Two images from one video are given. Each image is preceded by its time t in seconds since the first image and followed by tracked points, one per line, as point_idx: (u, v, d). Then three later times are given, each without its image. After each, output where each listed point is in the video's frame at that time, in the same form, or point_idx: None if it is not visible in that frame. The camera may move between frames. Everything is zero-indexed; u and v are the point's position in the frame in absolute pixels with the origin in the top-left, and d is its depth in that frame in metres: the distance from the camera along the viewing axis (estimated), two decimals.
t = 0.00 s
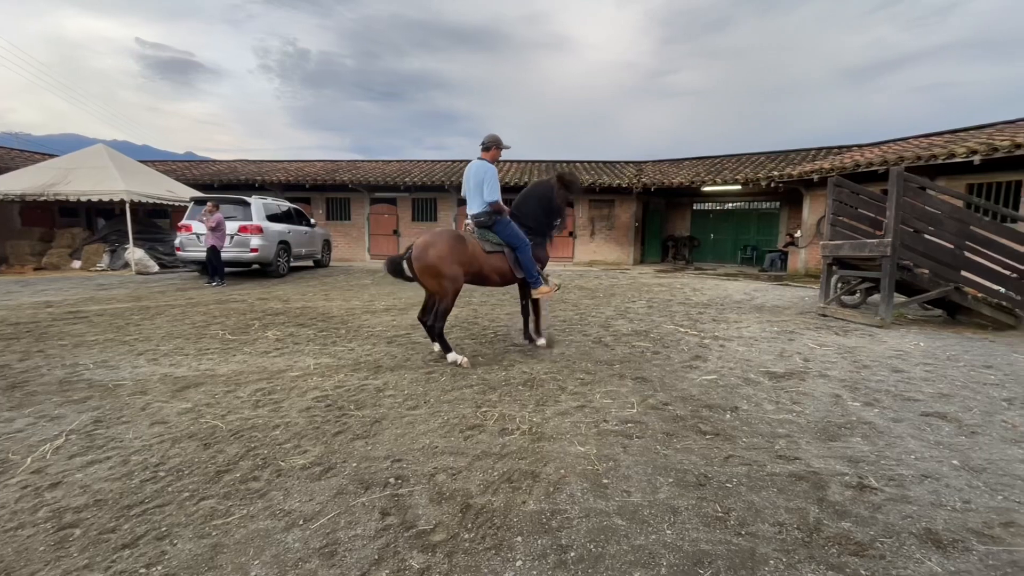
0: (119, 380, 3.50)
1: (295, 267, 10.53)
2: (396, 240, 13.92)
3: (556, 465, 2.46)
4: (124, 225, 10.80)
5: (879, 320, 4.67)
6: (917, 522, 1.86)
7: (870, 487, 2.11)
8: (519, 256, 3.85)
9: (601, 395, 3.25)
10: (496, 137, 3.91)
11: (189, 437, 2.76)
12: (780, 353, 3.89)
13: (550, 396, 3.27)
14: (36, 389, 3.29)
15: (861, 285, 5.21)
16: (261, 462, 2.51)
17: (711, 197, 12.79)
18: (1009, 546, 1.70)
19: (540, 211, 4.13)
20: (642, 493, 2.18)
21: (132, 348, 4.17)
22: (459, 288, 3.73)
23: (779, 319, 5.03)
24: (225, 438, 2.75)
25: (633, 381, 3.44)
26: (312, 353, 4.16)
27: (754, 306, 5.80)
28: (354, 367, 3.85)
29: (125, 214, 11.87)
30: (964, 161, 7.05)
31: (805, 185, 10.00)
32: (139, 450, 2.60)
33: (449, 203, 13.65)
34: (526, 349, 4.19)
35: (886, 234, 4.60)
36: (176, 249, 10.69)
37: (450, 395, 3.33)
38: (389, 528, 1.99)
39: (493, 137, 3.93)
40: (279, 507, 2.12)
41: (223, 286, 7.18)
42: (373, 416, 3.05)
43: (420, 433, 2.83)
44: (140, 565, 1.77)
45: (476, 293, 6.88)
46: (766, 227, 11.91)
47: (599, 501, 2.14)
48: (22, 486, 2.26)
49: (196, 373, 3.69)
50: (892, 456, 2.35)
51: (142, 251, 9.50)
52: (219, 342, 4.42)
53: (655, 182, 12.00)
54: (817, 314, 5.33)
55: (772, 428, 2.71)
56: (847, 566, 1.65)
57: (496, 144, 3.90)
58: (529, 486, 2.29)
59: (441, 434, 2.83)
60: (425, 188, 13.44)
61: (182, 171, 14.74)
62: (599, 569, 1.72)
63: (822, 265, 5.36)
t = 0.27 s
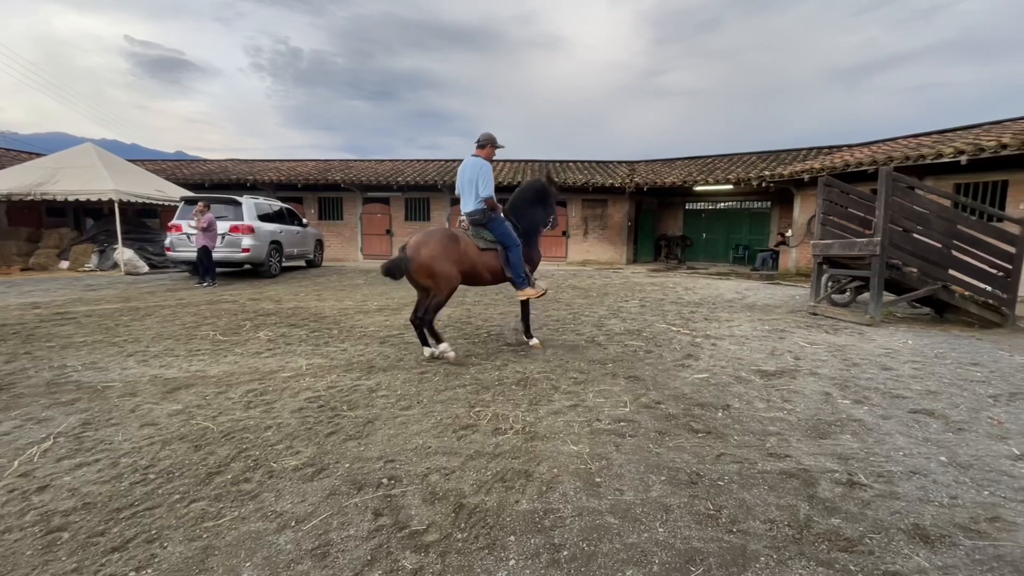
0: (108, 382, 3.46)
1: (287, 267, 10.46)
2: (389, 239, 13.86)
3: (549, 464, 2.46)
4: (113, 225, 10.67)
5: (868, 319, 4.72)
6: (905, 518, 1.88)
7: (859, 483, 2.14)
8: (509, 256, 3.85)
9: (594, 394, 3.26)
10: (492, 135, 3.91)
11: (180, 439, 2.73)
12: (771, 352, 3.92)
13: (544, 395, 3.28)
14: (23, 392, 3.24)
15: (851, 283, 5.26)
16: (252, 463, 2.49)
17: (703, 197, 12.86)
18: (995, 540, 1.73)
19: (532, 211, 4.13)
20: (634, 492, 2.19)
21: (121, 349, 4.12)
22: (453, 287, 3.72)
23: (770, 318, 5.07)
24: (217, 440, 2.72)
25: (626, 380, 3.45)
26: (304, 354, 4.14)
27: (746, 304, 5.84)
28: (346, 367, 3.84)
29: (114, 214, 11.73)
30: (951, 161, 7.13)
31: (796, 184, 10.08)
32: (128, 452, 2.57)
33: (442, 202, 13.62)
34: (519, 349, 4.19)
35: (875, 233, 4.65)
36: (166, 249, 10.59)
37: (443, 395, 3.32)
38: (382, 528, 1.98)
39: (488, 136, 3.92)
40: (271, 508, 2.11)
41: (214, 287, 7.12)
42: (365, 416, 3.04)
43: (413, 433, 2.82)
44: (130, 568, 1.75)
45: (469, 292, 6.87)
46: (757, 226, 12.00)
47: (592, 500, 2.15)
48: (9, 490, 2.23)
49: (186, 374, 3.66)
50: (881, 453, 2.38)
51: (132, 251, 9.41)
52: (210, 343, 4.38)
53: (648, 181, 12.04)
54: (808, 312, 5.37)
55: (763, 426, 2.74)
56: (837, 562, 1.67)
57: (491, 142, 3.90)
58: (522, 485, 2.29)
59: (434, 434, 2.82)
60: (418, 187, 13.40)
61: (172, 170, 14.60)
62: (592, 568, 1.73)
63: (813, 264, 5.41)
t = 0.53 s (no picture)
0: (100, 383, 3.43)
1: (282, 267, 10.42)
2: (384, 239, 13.84)
3: (545, 464, 2.46)
4: (105, 225, 10.59)
5: (862, 317, 4.76)
6: (899, 515, 1.90)
7: (853, 481, 2.15)
8: (507, 255, 3.86)
9: (590, 393, 3.26)
10: (484, 137, 3.92)
11: (174, 440, 2.71)
12: (766, 350, 3.93)
13: (540, 394, 3.28)
14: (14, 393, 3.21)
15: (845, 282, 5.29)
16: (247, 464, 2.48)
17: (698, 196, 12.90)
18: (987, 537, 1.74)
19: (526, 212, 4.17)
20: (630, 490, 2.19)
21: (114, 350, 4.10)
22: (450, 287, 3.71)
23: (764, 317, 5.10)
24: (211, 441, 2.71)
25: (622, 379, 3.46)
26: (299, 354, 4.12)
27: (741, 303, 5.87)
28: (342, 367, 3.82)
29: (107, 213, 11.63)
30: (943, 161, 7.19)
31: (790, 183, 10.12)
32: (121, 453, 2.55)
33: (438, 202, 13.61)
34: (515, 348, 4.19)
35: (869, 232, 4.68)
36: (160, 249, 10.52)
37: (439, 395, 3.32)
38: (378, 528, 1.98)
39: (481, 138, 3.93)
40: (266, 509, 2.10)
41: (208, 287, 7.08)
42: (361, 416, 3.03)
43: (409, 433, 2.81)
44: (123, 571, 1.74)
45: (465, 292, 6.86)
46: (752, 225, 12.06)
47: (588, 498, 2.15)
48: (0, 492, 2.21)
49: (180, 374, 3.64)
50: (875, 450, 2.40)
51: (125, 251, 9.34)
52: (204, 343, 4.36)
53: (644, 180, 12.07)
54: (802, 311, 5.40)
55: (758, 425, 2.75)
56: (831, 559, 1.68)
57: (484, 144, 3.92)
58: (518, 484, 2.29)
59: (430, 433, 2.82)
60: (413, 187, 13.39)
61: (166, 170, 14.50)
62: (588, 567, 1.73)
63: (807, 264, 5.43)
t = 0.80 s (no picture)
0: (97, 383, 3.42)
1: (280, 267, 10.39)
2: (383, 238, 13.82)
3: (544, 463, 2.46)
4: (102, 224, 10.56)
5: (859, 316, 4.77)
6: (897, 513, 1.90)
7: (851, 479, 2.15)
8: (502, 251, 3.85)
9: (589, 392, 3.27)
10: (477, 134, 3.91)
11: (171, 440, 2.71)
12: (765, 349, 3.94)
13: (538, 393, 3.28)
14: (11, 393, 3.20)
15: (842, 281, 5.30)
16: (245, 464, 2.47)
17: (696, 195, 12.91)
18: (984, 534, 1.75)
19: (523, 208, 4.15)
20: (629, 489, 2.20)
21: (112, 350, 4.08)
22: (446, 286, 3.71)
23: (762, 316, 5.11)
24: (209, 441, 2.70)
25: (621, 378, 3.46)
26: (297, 353, 4.11)
27: (738, 302, 5.88)
28: (340, 367, 3.82)
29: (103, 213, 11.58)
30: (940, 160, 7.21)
31: (788, 182, 10.14)
32: (119, 454, 2.54)
33: (436, 201, 13.59)
34: (514, 347, 4.19)
35: (866, 231, 4.70)
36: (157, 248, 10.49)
37: (437, 394, 3.31)
38: (377, 528, 1.98)
39: (474, 135, 3.92)
40: (264, 509, 2.10)
41: (205, 286, 7.06)
42: (360, 416, 3.02)
43: (407, 432, 2.81)
44: (121, 571, 1.73)
45: (463, 291, 6.85)
46: (750, 224, 12.08)
47: (586, 497, 2.16)
48: None
49: (178, 374, 3.63)
50: (873, 448, 2.41)
51: (122, 250, 9.31)
52: (201, 343, 4.35)
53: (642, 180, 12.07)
54: (800, 310, 5.42)
55: (756, 423, 2.75)
56: (829, 557, 1.68)
57: (477, 141, 3.91)
58: (517, 483, 2.29)
59: (429, 433, 2.81)
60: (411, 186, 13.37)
61: (162, 169, 14.46)
62: (587, 565, 1.73)
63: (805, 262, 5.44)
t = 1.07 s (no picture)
0: (97, 383, 3.41)
1: (281, 266, 10.38)
2: (383, 237, 13.81)
3: (544, 462, 2.45)
4: (102, 223, 10.55)
5: (860, 315, 4.77)
6: (897, 512, 1.90)
7: (852, 479, 2.15)
8: (502, 248, 3.87)
9: (589, 391, 3.26)
10: (472, 132, 3.91)
11: (171, 440, 2.70)
12: (765, 348, 3.94)
13: (539, 393, 3.28)
14: (11, 392, 3.20)
15: (843, 280, 5.29)
16: (245, 463, 2.47)
17: (697, 194, 12.90)
18: (985, 534, 1.74)
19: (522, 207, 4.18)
20: (629, 488, 2.19)
21: (112, 349, 4.08)
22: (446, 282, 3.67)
23: (763, 315, 5.10)
24: (209, 440, 2.70)
25: (621, 377, 3.46)
26: (297, 353, 4.11)
27: (739, 302, 5.87)
28: (340, 366, 3.82)
29: (103, 212, 11.57)
30: (940, 159, 7.21)
31: (788, 181, 10.13)
32: (118, 453, 2.54)
33: (436, 200, 13.59)
34: (514, 347, 4.18)
35: (867, 230, 4.69)
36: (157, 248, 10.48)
37: (437, 393, 3.31)
38: (377, 527, 1.97)
39: (468, 133, 3.92)
40: (264, 508, 2.10)
41: (205, 285, 7.05)
42: (360, 415, 3.02)
43: (407, 432, 2.81)
44: (120, 571, 1.73)
45: (463, 290, 6.84)
46: (750, 223, 12.07)
47: (587, 496, 2.15)
48: None
49: (177, 373, 3.63)
50: (873, 448, 2.40)
51: (122, 250, 9.30)
52: (201, 342, 4.35)
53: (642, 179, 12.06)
54: (800, 309, 5.41)
55: (757, 423, 2.75)
56: (829, 556, 1.68)
57: (472, 139, 3.91)
58: (517, 483, 2.29)
59: (429, 432, 2.81)
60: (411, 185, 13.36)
61: (162, 168, 14.45)
62: (587, 565, 1.73)
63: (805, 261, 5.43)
